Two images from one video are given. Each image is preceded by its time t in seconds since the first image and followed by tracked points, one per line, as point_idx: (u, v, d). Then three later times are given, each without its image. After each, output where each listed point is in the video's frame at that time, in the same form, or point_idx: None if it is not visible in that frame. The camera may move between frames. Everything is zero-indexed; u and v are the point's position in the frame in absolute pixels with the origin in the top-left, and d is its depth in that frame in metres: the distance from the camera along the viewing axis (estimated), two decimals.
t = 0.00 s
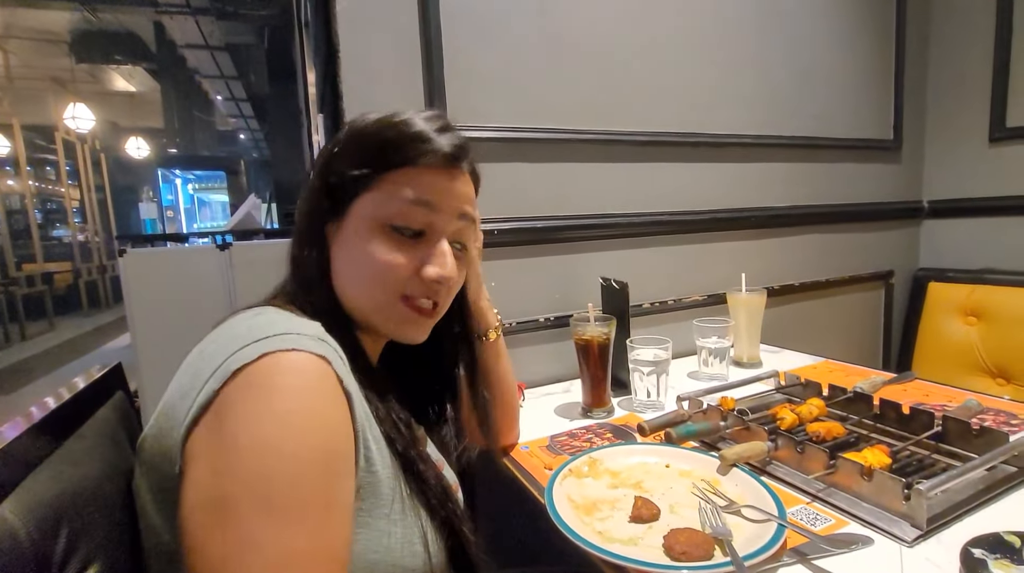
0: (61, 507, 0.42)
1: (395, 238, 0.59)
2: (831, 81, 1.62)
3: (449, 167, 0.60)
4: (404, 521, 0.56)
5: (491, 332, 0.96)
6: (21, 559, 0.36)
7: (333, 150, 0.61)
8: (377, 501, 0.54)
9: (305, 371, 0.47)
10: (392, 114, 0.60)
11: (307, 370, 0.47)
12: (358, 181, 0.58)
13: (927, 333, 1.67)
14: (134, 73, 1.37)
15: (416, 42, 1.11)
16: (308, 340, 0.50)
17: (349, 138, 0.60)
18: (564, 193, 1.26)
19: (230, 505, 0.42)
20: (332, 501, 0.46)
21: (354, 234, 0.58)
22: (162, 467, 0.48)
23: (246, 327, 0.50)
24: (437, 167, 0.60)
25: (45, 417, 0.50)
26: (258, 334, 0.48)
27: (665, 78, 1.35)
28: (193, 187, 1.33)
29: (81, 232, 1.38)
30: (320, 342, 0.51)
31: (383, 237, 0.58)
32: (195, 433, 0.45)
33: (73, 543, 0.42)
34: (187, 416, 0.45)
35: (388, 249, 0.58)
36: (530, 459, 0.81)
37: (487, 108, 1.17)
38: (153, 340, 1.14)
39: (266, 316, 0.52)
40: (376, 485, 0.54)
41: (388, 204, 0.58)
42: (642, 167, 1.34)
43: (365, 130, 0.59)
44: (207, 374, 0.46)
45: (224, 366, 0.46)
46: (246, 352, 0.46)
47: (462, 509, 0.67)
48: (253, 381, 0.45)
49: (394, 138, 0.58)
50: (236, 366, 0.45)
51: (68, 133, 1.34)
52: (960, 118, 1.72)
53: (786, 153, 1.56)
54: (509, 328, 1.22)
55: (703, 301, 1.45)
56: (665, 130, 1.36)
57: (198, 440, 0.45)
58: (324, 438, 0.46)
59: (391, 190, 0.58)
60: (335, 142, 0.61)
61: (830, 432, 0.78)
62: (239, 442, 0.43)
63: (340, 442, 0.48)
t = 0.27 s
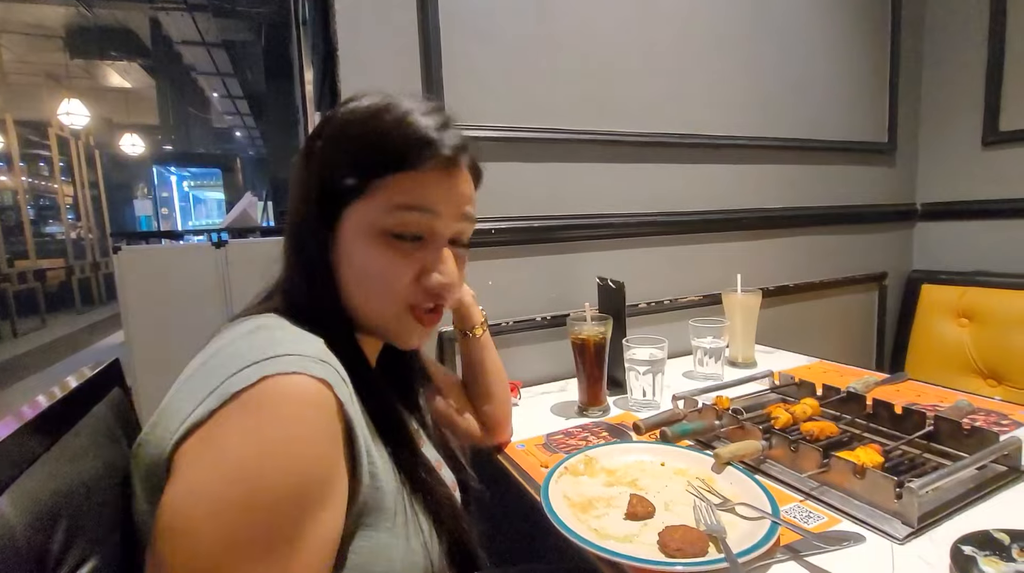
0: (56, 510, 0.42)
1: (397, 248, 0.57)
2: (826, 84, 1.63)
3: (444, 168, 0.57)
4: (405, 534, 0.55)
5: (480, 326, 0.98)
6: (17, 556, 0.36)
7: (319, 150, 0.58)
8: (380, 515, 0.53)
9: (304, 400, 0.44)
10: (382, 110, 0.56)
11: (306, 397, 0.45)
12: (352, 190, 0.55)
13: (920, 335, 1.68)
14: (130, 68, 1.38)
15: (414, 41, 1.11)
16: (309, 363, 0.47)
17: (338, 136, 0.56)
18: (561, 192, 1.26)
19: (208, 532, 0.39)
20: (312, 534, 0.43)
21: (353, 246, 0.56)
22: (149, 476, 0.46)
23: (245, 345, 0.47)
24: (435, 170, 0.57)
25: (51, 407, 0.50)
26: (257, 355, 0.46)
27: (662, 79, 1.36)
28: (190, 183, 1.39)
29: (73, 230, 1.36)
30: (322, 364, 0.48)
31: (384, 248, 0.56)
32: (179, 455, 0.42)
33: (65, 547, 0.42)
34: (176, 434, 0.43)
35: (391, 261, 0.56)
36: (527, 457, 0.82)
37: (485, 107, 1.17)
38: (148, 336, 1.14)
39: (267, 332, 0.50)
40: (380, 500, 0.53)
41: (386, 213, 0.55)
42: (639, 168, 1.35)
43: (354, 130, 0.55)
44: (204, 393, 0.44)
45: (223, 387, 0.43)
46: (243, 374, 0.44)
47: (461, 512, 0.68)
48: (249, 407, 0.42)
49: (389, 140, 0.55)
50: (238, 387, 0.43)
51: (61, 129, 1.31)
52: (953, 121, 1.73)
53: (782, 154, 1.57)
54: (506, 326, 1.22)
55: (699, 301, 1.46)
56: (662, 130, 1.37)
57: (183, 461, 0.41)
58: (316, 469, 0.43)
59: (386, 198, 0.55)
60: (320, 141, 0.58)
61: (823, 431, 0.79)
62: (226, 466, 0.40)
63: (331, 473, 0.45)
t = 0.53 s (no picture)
0: (43, 509, 0.42)
1: (341, 224, 0.52)
2: (823, 85, 1.63)
3: (380, 130, 0.53)
4: (392, 551, 0.54)
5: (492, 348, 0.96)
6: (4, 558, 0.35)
7: (264, 140, 0.56)
8: (366, 533, 0.52)
9: (270, 419, 0.42)
10: (316, 80, 0.54)
11: (271, 417, 0.42)
12: (288, 171, 0.53)
13: (915, 337, 1.69)
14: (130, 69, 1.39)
15: (412, 41, 1.10)
16: (278, 381, 0.45)
17: (278, 122, 0.55)
18: (559, 193, 1.26)
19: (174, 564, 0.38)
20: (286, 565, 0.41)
21: (293, 229, 0.53)
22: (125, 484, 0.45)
23: (215, 360, 0.45)
24: (373, 130, 0.52)
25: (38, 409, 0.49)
26: (223, 371, 0.43)
27: (660, 80, 1.36)
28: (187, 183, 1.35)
29: (70, 228, 1.34)
30: (293, 381, 0.46)
31: (325, 225, 0.52)
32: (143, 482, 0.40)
33: (53, 547, 0.41)
34: (139, 458, 0.41)
35: (334, 238, 0.52)
36: (523, 459, 0.82)
37: (482, 107, 1.17)
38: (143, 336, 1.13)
39: (239, 347, 0.47)
40: (365, 519, 0.52)
41: (321, 184, 0.51)
42: (636, 169, 1.35)
43: (291, 110, 0.54)
44: (163, 415, 0.41)
45: (181, 408, 0.41)
46: (207, 392, 0.42)
47: (454, 528, 0.64)
48: (211, 427, 0.40)
49: (319, 110, 0.52)
50: (196, 407, 0.41)
51: (58, 126, 1.31)
52: (950, 123, 1.74)
53: (779, 156, 1.57)
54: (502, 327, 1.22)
55: (696, 303, 1.46)
56: (660, 131, 1.37)
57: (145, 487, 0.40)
58: (284, 494, 0.41)
59: (317, 171, 0.51)
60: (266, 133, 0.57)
61: (820, 434, 0.78)
62: (187, 494, 0.38)
63: (304, 497, 0.42)
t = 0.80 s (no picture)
0: (42, 509, 0.41)
1: (336, 217, 0.52)
2: (821, 87, 1.64)
3: (364, 117, 0.53)
4: (387, 557, 0.54)
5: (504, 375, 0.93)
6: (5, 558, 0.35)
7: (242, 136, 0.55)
8: (362, 540, 0.52)
9: (262, 431, 0.42)
10: (299, 67, 0.54)
11: (263, 428, 0.42)
12: (272, 165, 0.52)
13: (912, 338, 1.69)
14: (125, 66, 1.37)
15: (412, 42, 1.11)
16: (269, 392, 0.44)
17: (257, 116, 0.54)
18: (558, 194, 1.27)
19: None
20: None
21: (284, 224, 0.52)
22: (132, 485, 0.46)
23: (204, 371, 0.45)
24: (363, 119, 0.52)
25: (34, 413, 0.49)
26: (211, 384, 0.43)
27: (658, 81, 1.36)
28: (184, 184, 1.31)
29: (67, 228, 1.33)
30: (283, 391, 0.46)
31: (321, 218, 0.51)
32: (134, 496, 0.40)
33: (51, 548, 0.41)
34: (127, 473, 0.41)
35: (331, 231, 0.52)
36: (522, 460, 0.82)
37: (481, 108, 1.17)
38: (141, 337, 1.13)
39: (228, 357, 0.47)
40: (361, 526, 0.52)
41: (313, 176, 0.51)
42: (635, 170, 1.35)
43: (270, 102, 0.53)
44: (152, 429, 0.41)
45: (171, 421, 0.41)
46: (196, 405, 0.41)
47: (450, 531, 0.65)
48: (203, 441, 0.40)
49: (301, 99, 0.52)
50: (186, 421, 0.41)
51: (55, 127, 1.28)
52: (947, 125, 1.74)
53: (777, 157, 1.58)
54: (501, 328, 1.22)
55: (694, 304, 1.46)
56: (658, 132, 1.37)
57: (137, 501, 0.40)
58: (279, 506, 0.41)
59: (307, 163, 0.51)
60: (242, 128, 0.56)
61: (818, 434, 0.79)
62: (181, 511, 0.39)
63: (299, 509, 0.43)
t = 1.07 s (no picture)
0: (36, 511, 0.41)
1: (378, 227, 0.54)
2: (817, 89, 1.65)
3: (409, 134, 0.54)
4: (383, 561, 0.54)
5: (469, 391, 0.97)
6: None
7: (260, 117, 0.51)
8: (357, 543, 0.52)
9: (258, 438, 0.42)
10: (338, 75, 0.51)
11: (261, 435, 0.42)
12: (315, 166, 0.51)
13: (907, 338, 1.70)
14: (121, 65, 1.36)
15: (408, 43, 1.11)
16: (266, 399, 0.44)
17: (288, 105, 0.50)
18: (554, 195, 1.27)
19: None
20: None
21: (324, 229, 0.52)
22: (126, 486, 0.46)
23: (197, 378, 0.44)
24: (407, 137, 0.54)
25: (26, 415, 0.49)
26: (207, 391, 0.43)
27: (654, 82, 1.37)
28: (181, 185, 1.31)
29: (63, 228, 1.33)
30: (279, 397, 0.46)
31: (365, 228, 0.53)
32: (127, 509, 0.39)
33: (43, 551, 0.41)
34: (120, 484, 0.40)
35: (375, 241, 0.54)
36: (517, 460, 0.82)
37: (478, 109, 1.17)
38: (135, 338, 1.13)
39: (221, 362, 0.47)
40: (356, 529, 0.51)
41: (361, 189, 0.52)
42: (631, 171, 1.36)
43: (310, 98, 0.50)
44: (146, 438, 0.41)
45: (166, 432, 0.40)
46: (191, 414, 0.41)
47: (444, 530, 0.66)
48: (200, 450, 0.40)
49: (352, 110, 0.51)
50: (182, 431, 0.40)
51: (51, 127, 1.30)
52: (942, 127, 1.75)
53: (773, 158, 1.59)
54: (498, 329, 1.23)
55: (691, 304, 1.47)
56: (654, 133, 1.37)
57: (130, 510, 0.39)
58: (275, 512, 0.41)
59: (359, 175, 0.51)
60: (259, 108, 0.51)
61: (812, 435, 0.79)
62: (180, 522, 0.38)
63: (295, 513, 0.43)
